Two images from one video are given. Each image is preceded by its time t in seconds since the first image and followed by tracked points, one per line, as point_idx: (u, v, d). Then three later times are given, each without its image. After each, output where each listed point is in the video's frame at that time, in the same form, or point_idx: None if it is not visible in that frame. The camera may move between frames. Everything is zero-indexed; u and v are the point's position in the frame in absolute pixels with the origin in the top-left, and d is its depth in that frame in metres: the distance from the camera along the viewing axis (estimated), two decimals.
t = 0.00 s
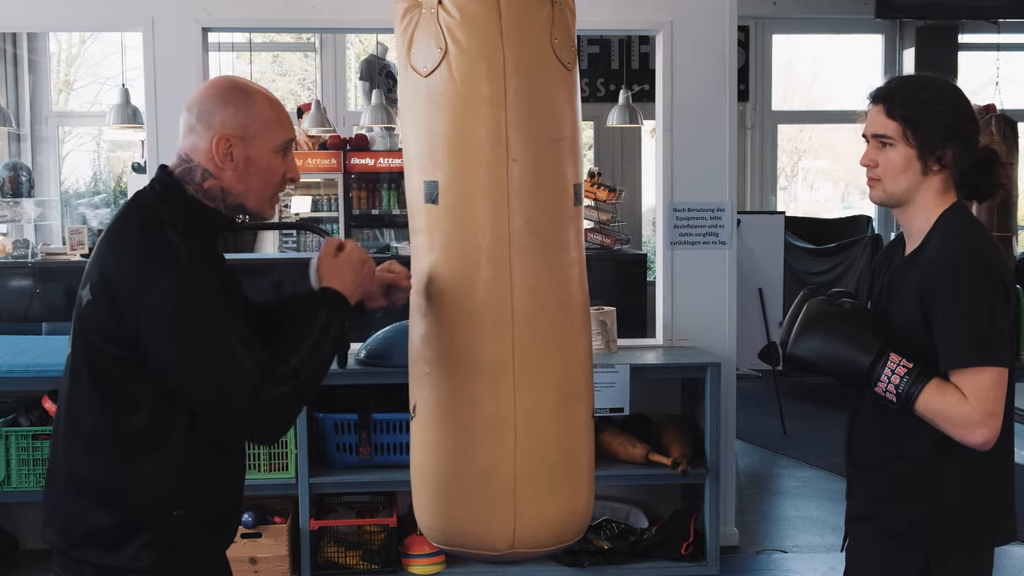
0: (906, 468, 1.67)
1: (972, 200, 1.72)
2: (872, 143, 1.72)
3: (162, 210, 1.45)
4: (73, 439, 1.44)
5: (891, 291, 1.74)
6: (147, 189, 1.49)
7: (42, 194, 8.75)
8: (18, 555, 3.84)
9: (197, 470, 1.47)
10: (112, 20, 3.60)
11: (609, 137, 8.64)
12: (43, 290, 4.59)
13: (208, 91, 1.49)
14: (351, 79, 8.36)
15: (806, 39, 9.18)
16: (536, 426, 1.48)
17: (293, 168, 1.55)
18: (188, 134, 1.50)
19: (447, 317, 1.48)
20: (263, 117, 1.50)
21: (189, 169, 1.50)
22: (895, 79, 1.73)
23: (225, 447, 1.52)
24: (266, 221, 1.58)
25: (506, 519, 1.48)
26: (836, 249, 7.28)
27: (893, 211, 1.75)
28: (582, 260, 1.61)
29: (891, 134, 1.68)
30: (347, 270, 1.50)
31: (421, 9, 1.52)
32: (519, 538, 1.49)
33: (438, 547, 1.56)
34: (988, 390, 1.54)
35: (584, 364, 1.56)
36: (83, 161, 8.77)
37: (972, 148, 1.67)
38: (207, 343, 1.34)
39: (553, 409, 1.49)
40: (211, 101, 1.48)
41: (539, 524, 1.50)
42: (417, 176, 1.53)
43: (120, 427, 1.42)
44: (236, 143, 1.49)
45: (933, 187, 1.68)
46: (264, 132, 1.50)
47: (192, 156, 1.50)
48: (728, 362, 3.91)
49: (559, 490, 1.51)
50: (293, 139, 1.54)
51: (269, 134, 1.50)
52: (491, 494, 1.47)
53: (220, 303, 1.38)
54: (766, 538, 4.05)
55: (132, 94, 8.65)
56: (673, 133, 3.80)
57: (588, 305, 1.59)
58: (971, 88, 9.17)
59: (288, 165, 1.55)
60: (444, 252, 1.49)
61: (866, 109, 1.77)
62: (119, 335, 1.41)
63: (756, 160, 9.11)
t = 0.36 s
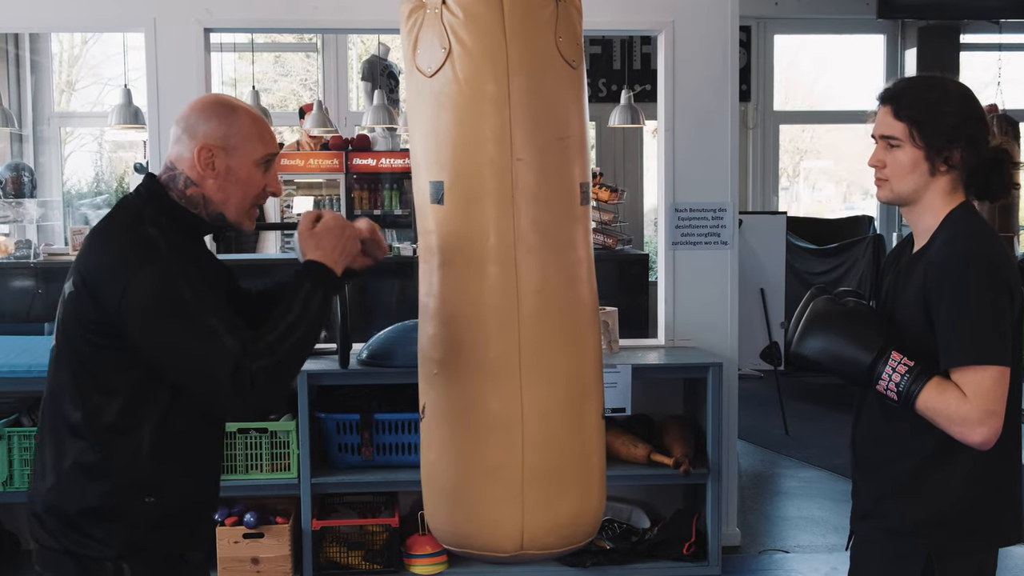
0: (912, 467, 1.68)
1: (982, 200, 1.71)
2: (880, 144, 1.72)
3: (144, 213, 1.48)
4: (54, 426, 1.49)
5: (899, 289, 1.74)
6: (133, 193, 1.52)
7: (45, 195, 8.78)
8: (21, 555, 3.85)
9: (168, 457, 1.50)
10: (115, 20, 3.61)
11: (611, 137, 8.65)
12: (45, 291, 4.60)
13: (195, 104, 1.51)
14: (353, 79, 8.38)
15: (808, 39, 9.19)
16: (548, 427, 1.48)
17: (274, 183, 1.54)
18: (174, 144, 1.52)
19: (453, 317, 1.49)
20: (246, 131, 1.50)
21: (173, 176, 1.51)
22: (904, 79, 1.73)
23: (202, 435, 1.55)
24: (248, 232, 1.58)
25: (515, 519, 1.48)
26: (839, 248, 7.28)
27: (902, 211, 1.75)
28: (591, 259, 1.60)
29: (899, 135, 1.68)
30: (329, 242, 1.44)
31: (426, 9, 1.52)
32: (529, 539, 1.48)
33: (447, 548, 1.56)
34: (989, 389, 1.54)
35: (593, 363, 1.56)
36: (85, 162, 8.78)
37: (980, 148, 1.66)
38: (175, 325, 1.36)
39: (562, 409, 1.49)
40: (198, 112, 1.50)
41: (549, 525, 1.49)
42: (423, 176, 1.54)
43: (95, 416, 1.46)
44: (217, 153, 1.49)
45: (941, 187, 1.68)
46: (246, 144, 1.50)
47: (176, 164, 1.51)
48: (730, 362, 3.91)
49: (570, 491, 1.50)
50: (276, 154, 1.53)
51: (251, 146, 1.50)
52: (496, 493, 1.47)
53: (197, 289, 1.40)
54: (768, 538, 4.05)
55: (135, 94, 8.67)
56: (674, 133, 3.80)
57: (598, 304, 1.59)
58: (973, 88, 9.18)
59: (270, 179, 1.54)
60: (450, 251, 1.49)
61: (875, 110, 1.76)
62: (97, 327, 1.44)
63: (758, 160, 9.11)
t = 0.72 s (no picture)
0: (914, 468, 1.67)
1: (987, 201, 1.71)
2: (885, 144, 1.72)
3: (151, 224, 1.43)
4: (52, 442, 1.40)
5: (902, 289, 1.74)
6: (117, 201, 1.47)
7: (46, 195, 8.78)
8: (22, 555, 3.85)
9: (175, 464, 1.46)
10: (116, 21, 3.61)
11: (611, 137, 8.64)
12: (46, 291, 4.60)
13: (182, 114, 1.51)
14: (354, 80, 8.38)
15: (809, 39, 9.19)
16: (547, 427, 1.48)
17: (262, 195, 1.57)
18: (161, 155, 1.52)
19: (451, 317, 1.49)
20: (237, 141, 1.52)
21: (159, 188, 1.50)
22: (910, 79, 1.73)
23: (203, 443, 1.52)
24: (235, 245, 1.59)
25: (511, 521, 1.48)
26: (840, 248, 7.27)
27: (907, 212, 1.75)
28: (590, 260, 1.60)
29: (904, 136, 1.68)
30: (361, 243, 1.49)
31: (424, 9, 1.52)
32: (526, 541, 1.48)
33: (444, 549, 1.56)
34: (992, 392, 1.54)
35: (592, 363, 1.56)
36: (86, 162, 8.78)
37: (986, 149, 1.66)
38: (219, 330, 1.36)
39: (562, 410, 1.49)
40: (185, 124, 1.50)
41: (546, 527, 1.49)
42: (422, 176, 1.54)
43: (106, 428, 1.39)
44: (208, 165, 1.50)
45: (947, 188, 1.68)
46: (237, 155, 1.51)
47: (164, 177, 1.50)
48: (730, 362, 3.91)
49: (567, 493, 1.50)
50: (265, 165, 1.55)
51: (242, 157, 1.52)
52: (494, 495, 1.47)
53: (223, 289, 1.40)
54: (769, 538, 4.05)
55: (136, 94, 8.68)
56: (675, 133, 3.80)
57: (597, 305, 1.59)
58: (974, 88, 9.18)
59: (259, 191, 1.56)
60: (448, 252, 1.50)
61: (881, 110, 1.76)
62: (104, 340, 1.37)
63: (758, 160, 9.11)
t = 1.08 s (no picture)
0: (915, 469, 1.67)
1: (990, 202, 1.71)
2: (887, 144, 1.72)
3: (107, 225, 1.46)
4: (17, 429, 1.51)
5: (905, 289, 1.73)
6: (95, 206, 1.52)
7: (47, 195, 8.79)
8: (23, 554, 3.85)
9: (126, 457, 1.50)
10: (116, 20, 3.61)
11: (611, 137, 8.64)
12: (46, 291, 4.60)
13: (167, 120, 1.54)
14: (355, 79, 8.38)
15: (809, 39, 9.18)
16: (529, 428, 1.48)
17: (247, 198, 1.59)
18: (146, 160, 1.55)
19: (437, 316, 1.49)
20: (217, 146, 1.54)
21: (143, 193, 1.54)
22: (913, 78, 1.72)
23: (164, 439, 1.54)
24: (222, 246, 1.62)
25: (490, 523, 1.47)
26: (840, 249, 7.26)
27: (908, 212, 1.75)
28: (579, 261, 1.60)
29: (908, 135, 1.68)
30: (289, 243, 1.45)
31: (417, 6, 1.51)
32: (503, 543, 1.48)
33: (425, 550, 1.56)
34: (994, 396, 1.53)
35: (577, 365, 1.55)
36: (86, 161, 8.78)
37: (989, 151, 1.66)
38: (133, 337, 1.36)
39: (544, 412, 1.49)
40: (169, 129, 1.53)
41: (525, 530, 1.49)
42: (412, 174, 1.53)
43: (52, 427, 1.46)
44: (190, 169, 1.52)
45: (949, 189, 1.68)
46: (218, 160, 1.54)
47: (148, 182, 1.53)
48: (730, 362, 3.91)
49: (548, 496, 1.50)
50: (248, 168, 1.58)
51: (224, 162, 1.55)
52: (473, 495, 1.47)
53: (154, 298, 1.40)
54: (769, 538, 4.05)
55: (136, 94, 8.69)
56: (675, 133, 3.79)
57: (584, 306, 1.59)
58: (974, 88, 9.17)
59: (243, 193, 1.59)
60: (435, 251, 1.49)
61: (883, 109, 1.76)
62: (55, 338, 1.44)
63: (759, 160, 9.10)
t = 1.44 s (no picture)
0: (915, 471, 1.67)
1: (991, 201, 1.70)
2: (888, 144, 1.71)
3: (122, 217, 1.50)
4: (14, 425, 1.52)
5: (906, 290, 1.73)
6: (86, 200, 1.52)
7: (46, 195, 8.78)
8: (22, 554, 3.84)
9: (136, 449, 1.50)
10: (115, 20, 3.60)
11: (611, 137, 8.65)
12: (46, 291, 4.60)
13: (159, 114, 1.55)
14: (354, 79, 8.39)
15: (810, 39, 9.18)
16: (523, 428, 1.48)
17: (241, 190, 1.60)
18: (138, 155, 1.55)
19: (431, 316, 1.48)
20: (211, 139, 1.55)
21: (138, 187, 1.54)
22: (913, 77, 1.72)
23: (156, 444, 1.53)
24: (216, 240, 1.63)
25: (485, 523, 1.47)
26: (840, 249, 7.26)
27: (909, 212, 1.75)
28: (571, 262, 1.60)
29: (907, 136, 1.68)
30: (360, 236, 1.52)
31: (412, 5, 1.51)
32: (499, 543, 1.48)
33: (418, 550, 1.55)
34: (994, 399, 1.53)
35: (570, 365, 1.55)
36: (86, 161, 8.77)
37: (990, 149, 1.65)
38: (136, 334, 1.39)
39: (539, 412, 1.49)
40: (161, 124, 1.54)
41: (521, 530, 1.49)
42: (407, 173, 1.52)
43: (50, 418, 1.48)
44: (184, 162, 1.53)
45: (950, 188, 1.67)
46: (213, 152, 1.55)
47: (141, 177, 1.54)
48: (731, 362, 3.90)
49: (543, 495, 1.50)
50: (241, 160, 1.59)
51: (217, 154, 1.56)
52: (468, 495, 1.47)
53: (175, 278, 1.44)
54: (768, 538, 4.04)
55: (135, 93, 8.69)
56: (675, 133, 3.79)
57: (577, 306, 1.59)
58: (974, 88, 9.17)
59: (237, 186, 1.59)
60: (429, 250, 1.48)
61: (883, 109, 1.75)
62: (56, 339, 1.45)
63: (759, 159, 9.10)
